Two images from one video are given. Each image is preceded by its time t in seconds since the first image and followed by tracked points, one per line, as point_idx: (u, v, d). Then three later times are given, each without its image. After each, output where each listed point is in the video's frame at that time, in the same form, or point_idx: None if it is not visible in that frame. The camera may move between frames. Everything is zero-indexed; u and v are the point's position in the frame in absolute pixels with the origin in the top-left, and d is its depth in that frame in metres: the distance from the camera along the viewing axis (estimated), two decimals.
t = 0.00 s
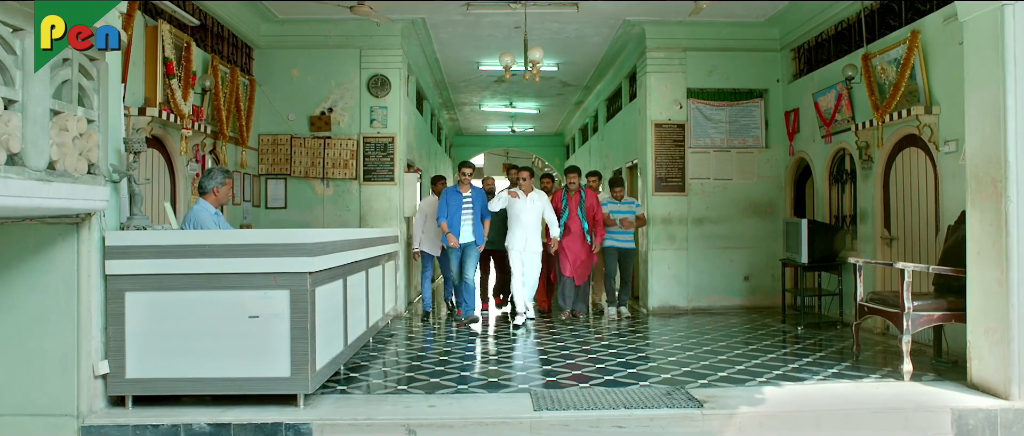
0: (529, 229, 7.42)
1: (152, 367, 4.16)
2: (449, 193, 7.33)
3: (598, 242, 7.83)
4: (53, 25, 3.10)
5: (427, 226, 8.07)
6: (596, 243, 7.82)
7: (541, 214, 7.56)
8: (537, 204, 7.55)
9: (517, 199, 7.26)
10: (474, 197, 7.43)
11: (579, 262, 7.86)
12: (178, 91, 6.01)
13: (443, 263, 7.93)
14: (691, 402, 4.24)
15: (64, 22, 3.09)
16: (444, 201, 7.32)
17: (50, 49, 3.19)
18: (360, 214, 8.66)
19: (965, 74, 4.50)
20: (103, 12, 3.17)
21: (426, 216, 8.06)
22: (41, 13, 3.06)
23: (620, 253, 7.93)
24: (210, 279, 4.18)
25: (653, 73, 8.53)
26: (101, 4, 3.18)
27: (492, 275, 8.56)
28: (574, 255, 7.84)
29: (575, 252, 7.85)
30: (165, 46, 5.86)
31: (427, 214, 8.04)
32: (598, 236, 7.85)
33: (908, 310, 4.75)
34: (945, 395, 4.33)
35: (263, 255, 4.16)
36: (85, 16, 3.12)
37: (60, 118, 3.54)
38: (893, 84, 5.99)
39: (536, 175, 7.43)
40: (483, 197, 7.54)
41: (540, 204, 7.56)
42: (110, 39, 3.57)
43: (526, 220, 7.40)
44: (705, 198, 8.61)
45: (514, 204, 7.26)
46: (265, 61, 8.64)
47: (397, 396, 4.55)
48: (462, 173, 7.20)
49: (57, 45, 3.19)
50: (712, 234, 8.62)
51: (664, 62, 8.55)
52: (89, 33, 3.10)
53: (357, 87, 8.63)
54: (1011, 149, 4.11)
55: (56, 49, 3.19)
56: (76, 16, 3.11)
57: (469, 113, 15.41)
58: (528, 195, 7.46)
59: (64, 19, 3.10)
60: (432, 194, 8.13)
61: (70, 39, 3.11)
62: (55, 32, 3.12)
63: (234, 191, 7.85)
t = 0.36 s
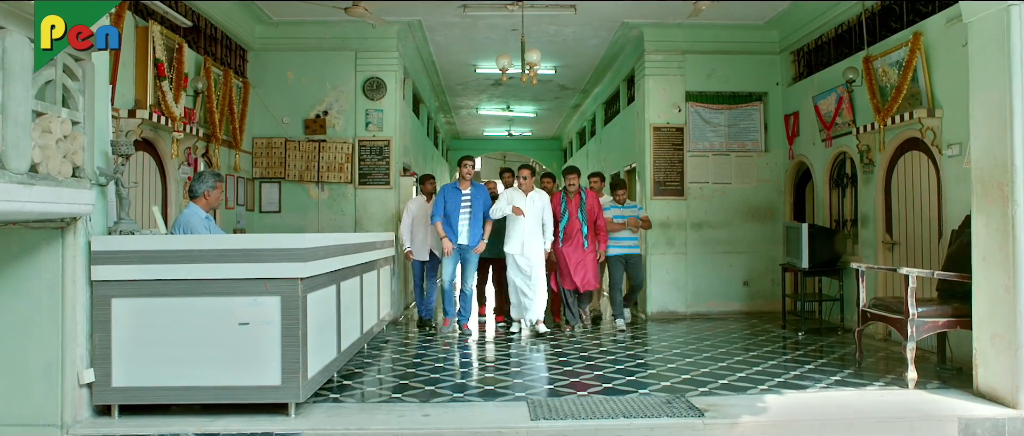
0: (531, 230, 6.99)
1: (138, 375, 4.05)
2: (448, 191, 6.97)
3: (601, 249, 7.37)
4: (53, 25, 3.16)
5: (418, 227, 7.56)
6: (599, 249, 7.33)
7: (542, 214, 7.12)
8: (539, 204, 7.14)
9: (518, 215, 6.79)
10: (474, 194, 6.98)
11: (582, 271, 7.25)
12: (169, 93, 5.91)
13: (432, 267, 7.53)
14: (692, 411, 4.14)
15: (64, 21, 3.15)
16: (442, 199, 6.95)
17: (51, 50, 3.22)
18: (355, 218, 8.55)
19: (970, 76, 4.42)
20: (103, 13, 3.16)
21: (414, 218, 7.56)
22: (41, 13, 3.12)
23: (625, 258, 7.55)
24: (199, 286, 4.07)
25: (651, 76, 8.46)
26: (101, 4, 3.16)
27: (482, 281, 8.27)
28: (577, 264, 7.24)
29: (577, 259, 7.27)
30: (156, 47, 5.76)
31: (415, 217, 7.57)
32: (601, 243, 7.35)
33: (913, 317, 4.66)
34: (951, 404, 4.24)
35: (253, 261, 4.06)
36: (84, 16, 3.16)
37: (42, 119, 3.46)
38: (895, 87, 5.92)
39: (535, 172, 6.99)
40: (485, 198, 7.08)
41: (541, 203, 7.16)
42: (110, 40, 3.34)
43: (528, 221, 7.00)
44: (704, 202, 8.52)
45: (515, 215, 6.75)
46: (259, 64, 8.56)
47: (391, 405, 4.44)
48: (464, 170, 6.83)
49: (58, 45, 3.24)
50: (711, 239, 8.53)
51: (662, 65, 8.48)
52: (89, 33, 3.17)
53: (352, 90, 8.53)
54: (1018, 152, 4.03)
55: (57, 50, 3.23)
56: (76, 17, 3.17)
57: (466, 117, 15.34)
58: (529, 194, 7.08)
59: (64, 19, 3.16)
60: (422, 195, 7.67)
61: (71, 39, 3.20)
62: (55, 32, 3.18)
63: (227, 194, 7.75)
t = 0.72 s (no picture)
0: (537, 237, 6.34)
1: (122, 383, 3.94)
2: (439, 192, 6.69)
3: (609, 261, 6.34)
4: (53, 25, 3.25)
5: (405, 232, 6.99)
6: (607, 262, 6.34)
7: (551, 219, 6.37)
8: (545, 209, 6.36)
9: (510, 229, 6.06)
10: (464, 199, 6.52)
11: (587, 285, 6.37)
12: (158, 95, 5.80)
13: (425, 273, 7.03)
14: (690, 419, 4.05)
15: (64, 21, 3.24)
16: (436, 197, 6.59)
17: (52, 51, 3.27)
18: (348, 222, 8.46)
19: (972, 77, 4.35)
20: (101, 13, 3.19)
21: (403, 220, 7.00)
22: (43, 13, 3.23)
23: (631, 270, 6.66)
24: (185, 291, 3.97)
25: (647, 79, 8.39)
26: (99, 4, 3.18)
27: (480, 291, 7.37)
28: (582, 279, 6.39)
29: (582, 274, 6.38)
30: (143, 47, 5.66)
31: (405, 218, 7.00)
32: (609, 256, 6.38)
33: (914, 322, 4.58)
34: (954, 411, 4.16)
35: (240, 266, 3.95)
36: (85, 16, 3.20)
37: (21, 120, 3.37)
38: (894, 89, 5.85)
39: (539, 171, 6.29)
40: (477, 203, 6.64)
41: (549, 207, 6.37)
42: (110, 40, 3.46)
43: (530, 228, 6.30)
44: (700, 206, 8.45)
45: (506, 229, 6.04)
46: (251, 66, 8.46)
47: (382, 413, 4.34)
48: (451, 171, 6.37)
49: (58, 46, 3.29)
50: (707, 243, 8.45)
51: (658, 68, 8.42)
52: (89, 33, 3.22)
53: (345, 92, 8.44)
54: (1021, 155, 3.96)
55: (57, 50, 3.28)
56: (76, 18, 3.25)
57: (461, 120, 15.26)
58: (531, 196, 6.32)
59: (64, 19, 3.24)
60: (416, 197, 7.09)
61: (71, 39, 3.26)
62: (56, 32, 3.26)
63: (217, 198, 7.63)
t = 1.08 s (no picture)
0: (534, 242, 5.80)
1: (104, 391, 3.83)
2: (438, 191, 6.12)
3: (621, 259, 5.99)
4: (53, 25, 3.31)
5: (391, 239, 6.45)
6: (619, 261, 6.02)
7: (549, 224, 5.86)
8: (541, 213, 5.86)
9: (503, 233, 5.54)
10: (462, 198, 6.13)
11: (600, 287, 6.07)
12: (145, 95, 5.70)
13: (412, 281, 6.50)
14: (688, 426, 3.96)
15: (63, 20, 3.29)
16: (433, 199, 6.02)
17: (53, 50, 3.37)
18: (340, 225, 8.35)
19: (973, 77, 4.27)
20: (100, 13, 3.20)
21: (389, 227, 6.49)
22: (43, 12, 3.29)
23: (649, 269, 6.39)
24: (168, 296, 3.86)
25: (643, 80, 8.33)
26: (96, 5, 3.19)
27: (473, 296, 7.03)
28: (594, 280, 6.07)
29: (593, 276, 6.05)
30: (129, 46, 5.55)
31: (391, 223, 6.45)
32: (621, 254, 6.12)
33: (914, 327, 4.50)
34: (956, 417, 4.08)
35: (224, 270, 3.84)
36: (85, 16, 3.22)
37: None
38: (892, 90, 5.79)
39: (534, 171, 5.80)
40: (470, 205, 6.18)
41: (546, 211, 5.87)
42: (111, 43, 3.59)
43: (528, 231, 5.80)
44: (696, 208, 8.36)
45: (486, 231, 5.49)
46: (241, 66, 8.35)
47: (372, 420, 4.24)
48: (455, 169, 6.00)
49: (59, 46, 3.37)
50: (704, 245, 8.37)
51: (653, 69, 8.35)
52: (89, 33, 3.23)
53: (337, 93, 8.34)
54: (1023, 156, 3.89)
55: (58, 49, 3.36)
56: (76, 17, 3.27)
57: (454, 121, 15.16)
58: (527, 198, 5.84)
59: (63, 19, 3.28)
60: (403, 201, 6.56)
61: (70, 38, 3.29)
62: (55, 32, 3.33)
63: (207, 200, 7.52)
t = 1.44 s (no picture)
0: (525, 239, 5.49)
1: (82, 398, 3.71)
2: (438, 184, 5.68)
3: (626, 264, 5.68)
4: (53, 25, 3.26)
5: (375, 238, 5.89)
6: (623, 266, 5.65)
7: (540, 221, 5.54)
8: (533, 209, 5.54)
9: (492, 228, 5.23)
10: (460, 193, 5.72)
11: (601, 292, 5.56)
12: (129, 94, 5.59)
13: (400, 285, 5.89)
14: (683, 433, 3.87)
15: (63, 22, 3.23)
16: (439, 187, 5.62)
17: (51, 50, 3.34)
18: (330, 227, 8.23)
19: (972, 76, 4.20)
20: (102, 14, 3.16)
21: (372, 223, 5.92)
22: (41, 14, 3.22)
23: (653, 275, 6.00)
24: (149, 300, 3.74)
25: (637, 80, 8.25)
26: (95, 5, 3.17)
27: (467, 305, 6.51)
28: (595, 286, 5.59)
29: (593, 281, 5.57)
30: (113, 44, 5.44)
31: (373, 221, 5.90)
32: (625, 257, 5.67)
33: (912, 330, 4.43)
34: (956, 423, 4.01)
35: (207, 273, 3.73)
36: (85, 17, 3.17)
37: None
38: (889, 90, 5.73)
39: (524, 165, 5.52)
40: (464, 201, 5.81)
41: (538, 207, 5.56)
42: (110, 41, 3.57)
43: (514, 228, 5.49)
44: (690, 210, 8.29)
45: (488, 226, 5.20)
46: (231, 66, 8.23)
47: (360, 427, 4.13)
48: (455, 163, 5.58)
49: (58, 46, 3.35)
50: (698, 248, 8.29)
51: (647, 69, 8.28)
52: (89, 33, 3.17)
53: (328, 94, 8.23)
54: None
55: (58, 50, 3.34)
56: (74, 17, 3.21)
57: (447, 123, 15.06)
58: (518, 193, 5.54)
59: (63, 19, 3.22)
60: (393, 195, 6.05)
61: (70, 39, 3.19)
62: (56, 33, 3.29)
63: (194, 201, 7.40)
